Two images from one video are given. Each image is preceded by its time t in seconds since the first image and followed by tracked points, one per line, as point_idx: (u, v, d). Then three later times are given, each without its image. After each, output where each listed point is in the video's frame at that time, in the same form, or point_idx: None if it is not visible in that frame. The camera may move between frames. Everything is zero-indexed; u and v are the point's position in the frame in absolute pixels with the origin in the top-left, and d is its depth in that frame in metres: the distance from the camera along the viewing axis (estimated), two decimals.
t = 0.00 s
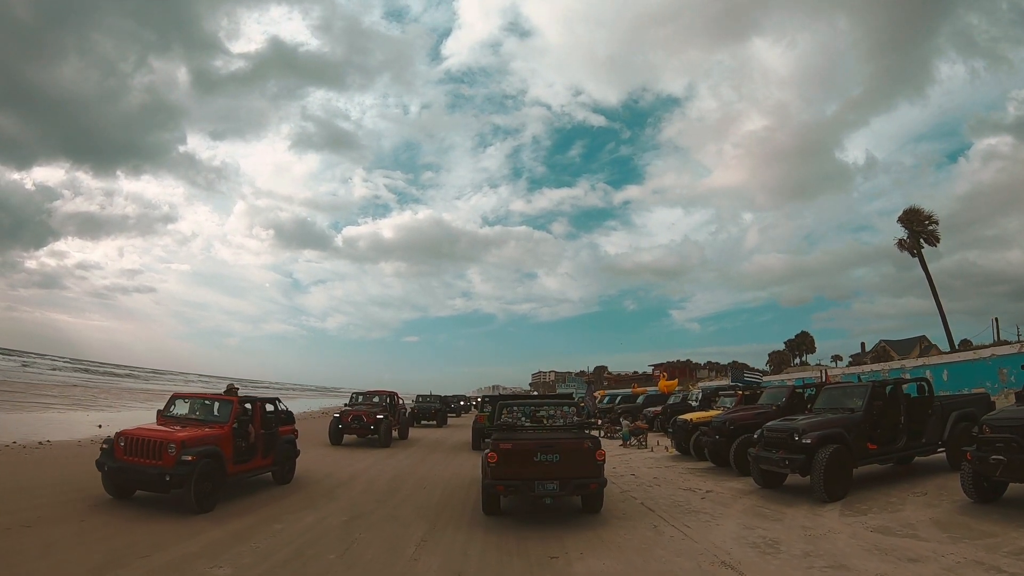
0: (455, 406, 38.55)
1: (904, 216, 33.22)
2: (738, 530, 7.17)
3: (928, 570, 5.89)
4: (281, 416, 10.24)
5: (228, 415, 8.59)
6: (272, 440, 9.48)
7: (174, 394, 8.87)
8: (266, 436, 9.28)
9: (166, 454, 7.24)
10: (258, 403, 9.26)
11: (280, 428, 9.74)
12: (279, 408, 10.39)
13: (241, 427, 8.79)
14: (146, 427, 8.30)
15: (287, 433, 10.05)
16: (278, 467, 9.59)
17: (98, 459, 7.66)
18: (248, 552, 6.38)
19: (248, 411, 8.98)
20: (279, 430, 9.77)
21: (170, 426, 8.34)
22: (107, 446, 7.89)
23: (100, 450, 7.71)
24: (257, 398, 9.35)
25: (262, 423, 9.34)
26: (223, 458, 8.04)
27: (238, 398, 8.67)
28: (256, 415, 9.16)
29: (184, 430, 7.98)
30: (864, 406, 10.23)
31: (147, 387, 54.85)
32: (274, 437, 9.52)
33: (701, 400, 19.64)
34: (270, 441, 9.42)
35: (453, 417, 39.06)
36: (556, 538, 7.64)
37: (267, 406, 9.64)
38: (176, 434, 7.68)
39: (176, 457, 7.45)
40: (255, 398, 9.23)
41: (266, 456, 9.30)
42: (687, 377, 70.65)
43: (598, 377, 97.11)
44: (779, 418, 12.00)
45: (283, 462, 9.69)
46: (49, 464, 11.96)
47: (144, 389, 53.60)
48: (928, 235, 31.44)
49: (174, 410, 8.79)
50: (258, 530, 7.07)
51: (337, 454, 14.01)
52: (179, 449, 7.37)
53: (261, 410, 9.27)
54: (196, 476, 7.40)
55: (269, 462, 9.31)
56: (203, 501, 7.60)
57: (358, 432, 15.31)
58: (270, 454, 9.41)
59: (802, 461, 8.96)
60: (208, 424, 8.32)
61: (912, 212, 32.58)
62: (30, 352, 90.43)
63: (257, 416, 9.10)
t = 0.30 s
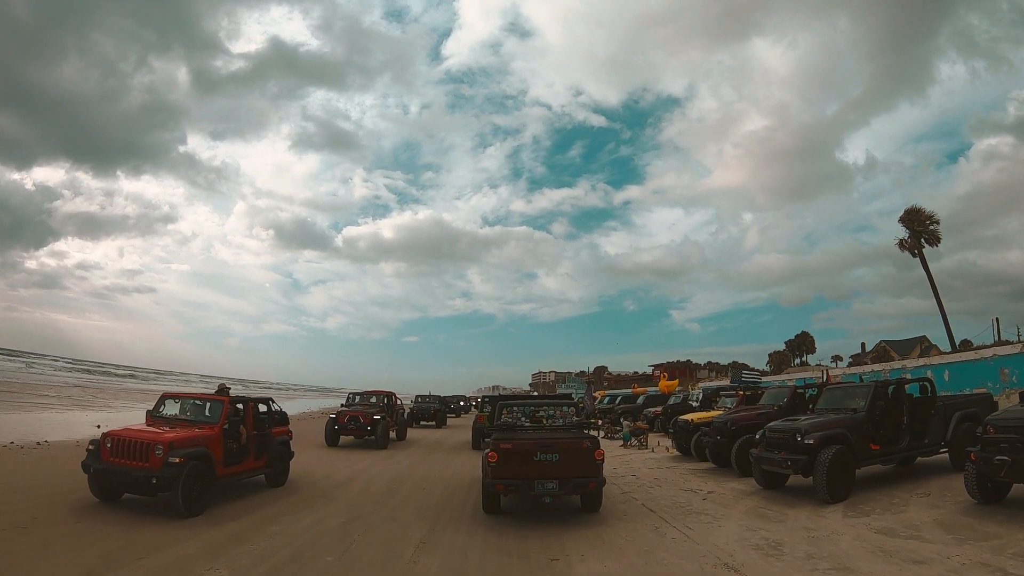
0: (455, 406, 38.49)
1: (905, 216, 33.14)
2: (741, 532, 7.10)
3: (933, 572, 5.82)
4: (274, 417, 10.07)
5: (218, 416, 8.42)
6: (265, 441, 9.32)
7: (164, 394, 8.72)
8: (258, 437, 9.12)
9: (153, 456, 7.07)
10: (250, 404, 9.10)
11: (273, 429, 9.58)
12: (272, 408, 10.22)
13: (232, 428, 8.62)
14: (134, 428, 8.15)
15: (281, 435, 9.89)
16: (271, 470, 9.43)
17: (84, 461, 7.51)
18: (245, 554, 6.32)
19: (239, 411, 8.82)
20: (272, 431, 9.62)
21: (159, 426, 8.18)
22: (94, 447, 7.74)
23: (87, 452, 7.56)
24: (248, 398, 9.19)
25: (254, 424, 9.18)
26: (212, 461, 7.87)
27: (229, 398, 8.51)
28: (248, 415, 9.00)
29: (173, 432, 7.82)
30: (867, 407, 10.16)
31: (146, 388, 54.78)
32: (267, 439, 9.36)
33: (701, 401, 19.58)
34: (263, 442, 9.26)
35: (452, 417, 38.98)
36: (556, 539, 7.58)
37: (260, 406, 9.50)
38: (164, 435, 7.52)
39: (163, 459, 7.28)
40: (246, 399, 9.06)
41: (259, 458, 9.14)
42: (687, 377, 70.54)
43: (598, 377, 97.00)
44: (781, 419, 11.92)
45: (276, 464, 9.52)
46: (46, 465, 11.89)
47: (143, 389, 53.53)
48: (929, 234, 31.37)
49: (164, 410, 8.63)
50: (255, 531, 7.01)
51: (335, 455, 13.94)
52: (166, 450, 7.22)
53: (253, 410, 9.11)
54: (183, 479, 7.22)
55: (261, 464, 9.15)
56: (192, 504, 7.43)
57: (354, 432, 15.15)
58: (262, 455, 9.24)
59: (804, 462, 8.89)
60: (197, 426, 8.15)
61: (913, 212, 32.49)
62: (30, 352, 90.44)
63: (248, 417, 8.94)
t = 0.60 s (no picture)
0: (454, 406, 38.40)
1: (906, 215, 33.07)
2: (744, 533, 7.02)
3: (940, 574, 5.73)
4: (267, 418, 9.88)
5: (208, 416, 8.23)
6: (257, 442, 9.14)
7: (153, 393, 8.53)
8: (250, 438, 8.94)
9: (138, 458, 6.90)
10: (242, 404, 8.92)
11: (266, 429, 9.40)
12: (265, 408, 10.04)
13: (222, 429, 8.43)
14: (121, 429, 7.98)
15: (273, 435, 9.70)
16: (263, 472, 9.24)
17: (69, 462, 7.35)
18: (241, 556, 6.24)
19: (230, 412, 8.63)
20: (265, 432, 9.43)
21: (147, 427, 8.01)
22: (79, 449, 7.57)
23: (71, 453, 7.41)
24: (240, 397, 9.01)
25: (245, 425, 9.00)
26: (201, 462, 7.68)
27: (219, 398, 8.31)
28: (240, 415, 8.83)
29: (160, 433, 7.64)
30: (870, 407, 10.07)
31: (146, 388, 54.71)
32: (260, 440, 9.18)
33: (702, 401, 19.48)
34: (255, 443, 9.08)
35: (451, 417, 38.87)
36: (556, 540, 7.52)
37: (252, 406, 9.31)
38: (150, 436, 7.34)
39: (149, 462, 7.10)
40: (238, 398, 8.88)
41: (250, 460, 8.96)
42: (687, 377, 70.45)
43: (598, 377, 96.91)
44: (783, 419, 11.83)
45: (269, 466, 9.33)
46: (42, 466, 11.80)
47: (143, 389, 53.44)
48: (930, 234, 31.31)
49: (152, 410, 8.45)
50: (252, 533, 6.94)
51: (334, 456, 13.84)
52: (152, 452, 7.03)
53: (244, 410, 8.92)
54: (169, 482, 7.04)
55: (253, 466, 8.96)
56: (179, 508, 7.25)
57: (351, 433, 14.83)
58: (255, 457, 9.06)
59: (807, 463, 8.80)
60: (186, 426, 7.96)
61: (914, 211, 32.39)
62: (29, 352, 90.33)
63: (240, 417, 8.75)
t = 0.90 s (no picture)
0: (454, 406, 38.27)
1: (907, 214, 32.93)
2: (747, 535, 6.92)
3: None
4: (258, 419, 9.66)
5: (196, 417, 8.00)
6: (248, 443, 8.92)
7: (139, 393, 8.32)
8: (241, 439, 8.72)
9: (120, 459, 6.68)
10: (232, 404, 8.71)
11: (257, 430, 9.18)
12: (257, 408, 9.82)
13: (210, 430, 8.21)
14: (106, 429, 7.78)
15: (265, 437, 9.47)
16: (255, 474, 9.01)
17: (51, 464, 7.15)
18: (237, 559, 6.14)
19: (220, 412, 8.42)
20: (256, 433, 9.20)
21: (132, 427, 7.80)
22: (61, 449, 7.37)
23: (53, 454, 7.21)
24: (230, 397, 8.79)
25: (236, 426, 8.78)
26: (187, 465, 7.44)
27: (208, 398, 8.10)
28: (230, 416, 8.62)
29: (146, 434, 7.42)
30: (874, 407, 9.97)
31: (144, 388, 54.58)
32: (250, 441, 8.96)
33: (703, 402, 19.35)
34: (245, 445, 8.87)
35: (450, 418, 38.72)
36: (557, 542, 7.43)
37: (243, 406, 9.09)
38: (135, 437, 7.12)
39: (133, 464, 6.89)
40: (227, 398, 8.66)
41: (241, 462, 8.73)
42: (687, 377, 70.35)
43: (598, 377, 96.80)
44: (786, 419, 11.73)
45: (260, 468, 9.11)
46: (38, 467, 11.68)
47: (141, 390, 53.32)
48: (932, 234, 31.20)
49: (139, 410, 8.24)
50: (249, 535, 6.85)
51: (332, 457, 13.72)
52: (136, 454, 6.81)
53: (234, 411, 8.68)
54: (153, 485, 6.80)
55: (243, 469, 8.73)
56: (164, 513, 7.01)
57: (347, 434, 14.60)
58: (245, 459, 8.85)
59: (811, 464, 8.69)
60: (173, 427, 7.74)
61: (915, 210, 32.31)
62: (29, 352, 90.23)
63: (230, 418, 8.53)
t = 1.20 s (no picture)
0: (454, 406, 38.12)
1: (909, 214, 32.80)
2: (751, 538, 6.80)
3: None
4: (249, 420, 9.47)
5: (182, 418, 7.79)
6: (237, 445, 8.72)
7: (125, 392, 8.13)
8: (229, 441, 8.52)
9: (100, 462, 6.48)
10: (220, 404, 8.51)
11: (247, 432, 8.97)
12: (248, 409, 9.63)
13: (196, 430, 8.01)
14: (88, 430, 7.60)
15: (257, 438, 9.26)
16: (245, 478, 8.78)
17: (31, 466, 6.99)
18: (232, 562, 6.02)
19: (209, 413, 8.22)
20: (246, 435, 8.99)
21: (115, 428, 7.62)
22: (42, 451, 7.21)
23: (34, 455, 7.06)
24: (219, 397, 8.60)
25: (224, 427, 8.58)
26: (172, 468, 7.22)
27: (194, 398, 7.90)
28: (218, 416, 8.42)
29: (130, 435, 7.23)
30: (879, 407, 9.85)
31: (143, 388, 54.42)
32: (240, 443, 8.76)
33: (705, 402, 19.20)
34: (235, 447, 8.66)
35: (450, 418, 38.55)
36: (557, 545, 7.31)
37: (232, 407, 8.89)
38: (116, 438, 6.92)
39: (114, 466, 6.68)
40: (215, 398, 8.47)
41: (230, 465, 8.51)
42: (688, 377, 70.21)
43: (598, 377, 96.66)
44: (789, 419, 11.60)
45: (250, 472, 8.89)
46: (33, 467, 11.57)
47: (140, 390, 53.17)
48: (934, 233, 31.06)
49: (124, 410, 8.06)
50: (244, 537, 6.73)
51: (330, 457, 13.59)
52: (117, 456, 6.60)
53: (222, 412, 8.46)
54: (134, 488, 6.58)
55: (232, 472, 8.50)
56: (147, 518, 6.78)
57: (343, 436, 14.40)
58: (235, 461, 8.64)
59: (815, 465, 8.57)
60: (158, 428, 7.53)
61: (917, 209, 32.18)
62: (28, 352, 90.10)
63: (218, 419, 8.32)
